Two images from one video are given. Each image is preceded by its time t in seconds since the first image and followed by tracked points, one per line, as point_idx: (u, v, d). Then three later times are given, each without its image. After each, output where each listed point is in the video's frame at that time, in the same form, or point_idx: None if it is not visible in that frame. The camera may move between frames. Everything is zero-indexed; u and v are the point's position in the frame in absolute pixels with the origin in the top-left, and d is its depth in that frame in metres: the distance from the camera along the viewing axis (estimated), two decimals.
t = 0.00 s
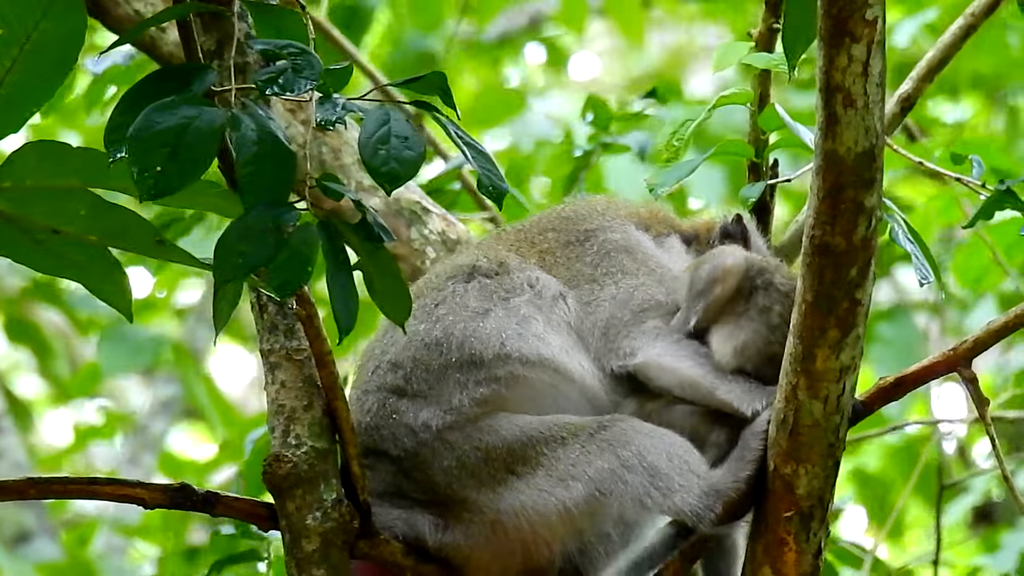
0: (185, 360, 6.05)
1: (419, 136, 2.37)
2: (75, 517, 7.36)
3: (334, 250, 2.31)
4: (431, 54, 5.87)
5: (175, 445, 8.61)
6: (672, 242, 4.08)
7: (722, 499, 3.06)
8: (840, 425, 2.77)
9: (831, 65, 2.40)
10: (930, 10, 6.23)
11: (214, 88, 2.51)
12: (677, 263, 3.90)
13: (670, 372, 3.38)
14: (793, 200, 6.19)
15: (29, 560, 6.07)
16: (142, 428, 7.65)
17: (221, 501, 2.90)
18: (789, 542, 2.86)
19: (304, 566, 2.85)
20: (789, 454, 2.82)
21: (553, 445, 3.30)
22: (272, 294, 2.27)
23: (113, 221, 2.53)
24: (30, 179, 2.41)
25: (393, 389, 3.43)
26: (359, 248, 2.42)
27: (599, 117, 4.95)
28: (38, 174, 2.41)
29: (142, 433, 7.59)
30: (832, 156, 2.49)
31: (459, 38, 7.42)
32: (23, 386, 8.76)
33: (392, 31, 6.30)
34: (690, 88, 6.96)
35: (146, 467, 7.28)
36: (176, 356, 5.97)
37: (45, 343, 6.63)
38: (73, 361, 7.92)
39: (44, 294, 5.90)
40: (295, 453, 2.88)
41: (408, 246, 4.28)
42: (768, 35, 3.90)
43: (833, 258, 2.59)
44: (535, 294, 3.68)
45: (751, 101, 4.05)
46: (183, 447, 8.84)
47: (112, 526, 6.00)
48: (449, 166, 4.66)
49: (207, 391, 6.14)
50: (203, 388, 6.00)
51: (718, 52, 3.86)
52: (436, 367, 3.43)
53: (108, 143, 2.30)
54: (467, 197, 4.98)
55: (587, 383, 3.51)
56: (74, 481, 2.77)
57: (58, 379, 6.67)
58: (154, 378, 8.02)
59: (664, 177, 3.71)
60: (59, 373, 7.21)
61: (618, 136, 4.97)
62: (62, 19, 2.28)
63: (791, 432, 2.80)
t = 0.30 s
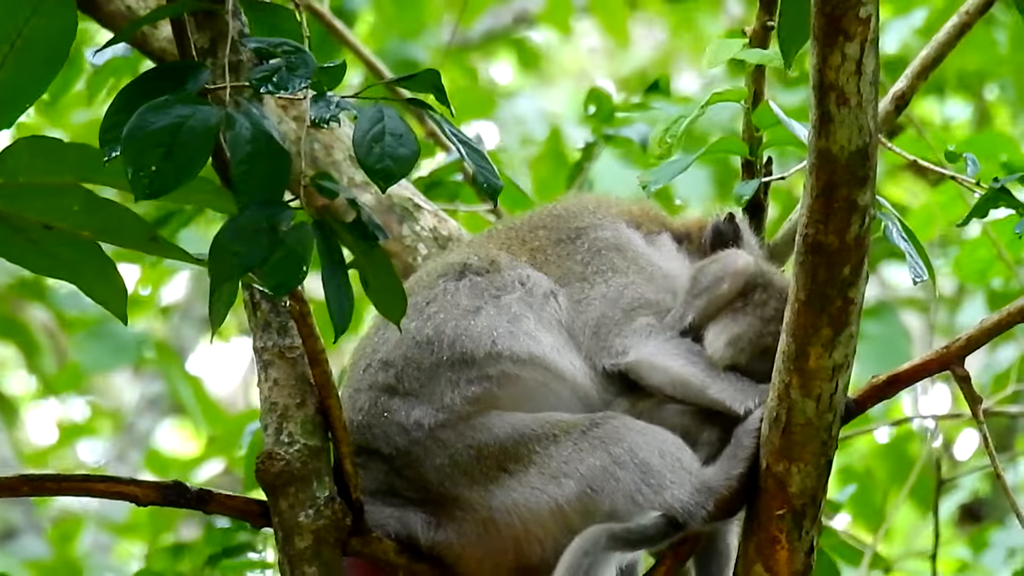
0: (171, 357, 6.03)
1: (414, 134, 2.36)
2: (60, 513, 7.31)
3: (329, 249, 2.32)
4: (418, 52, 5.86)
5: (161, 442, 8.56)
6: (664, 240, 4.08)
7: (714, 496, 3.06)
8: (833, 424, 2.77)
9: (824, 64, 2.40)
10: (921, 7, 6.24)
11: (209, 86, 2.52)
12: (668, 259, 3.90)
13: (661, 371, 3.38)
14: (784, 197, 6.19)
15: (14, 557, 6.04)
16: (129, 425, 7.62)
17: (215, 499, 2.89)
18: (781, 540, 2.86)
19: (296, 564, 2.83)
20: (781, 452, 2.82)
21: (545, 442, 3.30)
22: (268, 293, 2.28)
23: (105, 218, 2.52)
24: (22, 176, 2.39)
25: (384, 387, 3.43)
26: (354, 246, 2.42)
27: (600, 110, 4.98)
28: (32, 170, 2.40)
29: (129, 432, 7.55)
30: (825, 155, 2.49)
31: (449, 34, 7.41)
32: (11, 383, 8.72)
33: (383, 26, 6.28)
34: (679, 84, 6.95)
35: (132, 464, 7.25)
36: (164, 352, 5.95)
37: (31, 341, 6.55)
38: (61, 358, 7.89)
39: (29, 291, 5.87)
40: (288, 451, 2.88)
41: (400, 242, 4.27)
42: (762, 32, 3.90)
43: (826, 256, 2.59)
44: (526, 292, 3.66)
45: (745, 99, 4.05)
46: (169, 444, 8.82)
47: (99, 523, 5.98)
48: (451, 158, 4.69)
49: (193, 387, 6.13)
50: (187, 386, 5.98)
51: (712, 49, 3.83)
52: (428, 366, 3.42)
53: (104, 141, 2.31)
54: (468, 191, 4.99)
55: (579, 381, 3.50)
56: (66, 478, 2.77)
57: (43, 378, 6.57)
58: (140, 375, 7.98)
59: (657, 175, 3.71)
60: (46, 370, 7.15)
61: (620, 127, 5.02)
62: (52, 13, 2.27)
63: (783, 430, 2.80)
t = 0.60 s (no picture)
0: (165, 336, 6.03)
1: (413, 109, 2.35)
2: (56, 489, 7.31)
3: (328, 224, 2.32)
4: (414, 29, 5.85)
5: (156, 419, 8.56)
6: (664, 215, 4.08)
7: (714, 473, 3.02)
8: (833, 400, 2.77)
9: (825, 40, 2.40)
10: None
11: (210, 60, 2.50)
12: (668, 237, 3.90)
13: (662, 347, 3.38)
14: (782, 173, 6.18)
15: (8, 533, 6.04)
16: (123, 402, 7.62)
17: (216, 475, 2.89)
18: (781, 517, 2.86)
19: (297, 538, 2.88)
20: (782, 429, 2.81)
21: (545, 419, 3.30)
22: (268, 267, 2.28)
23: (106, 192, 2.51)
24: (20, 152, 2.41)
25: (384, 363, 3.44)
26: (353, 221, 2.42)
27: (598, 89, 4.96)
28: (32, 146, 2.41)
29: (123, 408, 7.55)
30: (825, 132, 2.48)
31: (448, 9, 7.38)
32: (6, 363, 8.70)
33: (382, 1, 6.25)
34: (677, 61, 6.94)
35: (126, 441, 7.24)
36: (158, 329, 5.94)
37: (18, 318, 6.47)
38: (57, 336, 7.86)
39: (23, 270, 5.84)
40: (288, 426, 2.88)
41: (399, 217, 4.26)
42: (762, 8, 3.89)
43: (826, 234, 2.58)
44: (526, 268, 3.66)
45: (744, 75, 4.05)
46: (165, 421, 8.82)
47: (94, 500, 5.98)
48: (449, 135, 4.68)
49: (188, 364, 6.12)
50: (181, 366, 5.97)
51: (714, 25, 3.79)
52: (427, 341, 3.42)
53: (103, 117, 2.33)
54: (464, 171, 5.01)
55: (578, 358, 3.48)
56: (66, 452, 2.76)
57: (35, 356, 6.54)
58: (134, 351, 7.98)
59: (656, 151, 3.70)
60: (34, 349, 7.11)
61: (616, 107, 5.03)
62: None
63: (783, 408, 2.79)
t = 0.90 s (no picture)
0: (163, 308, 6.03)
1: (418, 77, 2.34)
2: (55, 459, 7.32)
3: (333, 191, 2.31)
4: None
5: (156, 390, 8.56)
6: (668, 182, 4.08)
7: (717, 442, 3.02)
8: (836, 369, 2.76)
9: (829, 9, 2.40)
10: None
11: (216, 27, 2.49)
12: (672, 206, 3.90)
13: (666, 315, 3.38)
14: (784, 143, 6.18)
15: (8, 503, 6.04)
16: (122, 372, 7.61)
17: (218, 443, 2.88)
18: (784, 486, 2.86)
19: (299, 507, 2.88)
20: (784, 399, 2.80)
21: (548, 387, 3.29)
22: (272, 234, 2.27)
23: (110, 157, 2.49)
24: (24, 118, 2.39)
25: (387, 331, 3.44)
26: (358, 189, 2.41)
27: (593, 64, 4.93)
28: (35, 111, 2.39)
29: (122, 378, 7.54)
30: (829, 102, 2.47)
31: None
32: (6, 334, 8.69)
33: None
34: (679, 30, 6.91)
35: (125, 411, 7.23)
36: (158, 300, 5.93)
37: (14, 288, 6.44)
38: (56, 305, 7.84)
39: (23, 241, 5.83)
40: (291, 394, 2.87)
41: (402, 185, 4.25)
42: None
43: (829, 203, 2.58)
44: (529, 236, 3.65)
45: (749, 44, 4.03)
46: (165, 391, 8.82)
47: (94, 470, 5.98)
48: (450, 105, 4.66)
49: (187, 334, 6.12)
50: (181, 337, 5.97)
51: None
52: (430, 309, 3.42)
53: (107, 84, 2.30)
54: (458, 144, 5.03)
55: (582, 326, 3.48)
56: (69, 421, 2.76)
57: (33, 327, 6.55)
58: (134, 322, 7.97)
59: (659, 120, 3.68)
60: (32, 319, 7.09)
61: (612, 81, 5.02)
62: None
63: (786, 377, 2.78)
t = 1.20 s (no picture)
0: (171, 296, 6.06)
1: (428, 63, 2.33)
2: (63, 448, 7.34)
3: (341, 175, 2.31)
4: None
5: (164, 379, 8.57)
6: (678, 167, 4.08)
7: (726, 429, 3.02)
8: (845, 356, 2.74)
9: None
10: None
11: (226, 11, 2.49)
12: (682, 193, 3.90)
13: (675, 301, 3.38)
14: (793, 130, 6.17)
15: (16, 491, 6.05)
16: (131, 361, 7.61)
17: (227, 429, 2.89)
18: (793, 473, 2.84)
19: (308, 493, 2.88)
20: (794, 385, 2.80)
21: (557, 373, 3.29)
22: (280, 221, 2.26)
23: (121, 143, 2.50)
24: (37, 102, 2.40)
25: (396, 316, 3.43)
26: (366, 174, 2.41)
27: (591, 55, 4.93)
28: (46, 95, 2.40)
29: (130, 368, 7.55)
30: (839, 88, 2.47)
31: None
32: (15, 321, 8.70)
33: None
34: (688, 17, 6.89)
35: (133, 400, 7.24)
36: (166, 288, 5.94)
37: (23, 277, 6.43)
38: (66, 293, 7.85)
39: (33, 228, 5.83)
40: (301, 380, 2.88)
41: (412, 170, 4.25)
42: None
43: (839, 188, 2.57)
44: (538, 222, 3.64)
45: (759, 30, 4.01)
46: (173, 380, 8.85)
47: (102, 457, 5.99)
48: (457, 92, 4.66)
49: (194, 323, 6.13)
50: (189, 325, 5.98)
51: None
52: (439, 294, 3.41)
53: (116, 70, 2.30)
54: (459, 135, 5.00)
55: (591, 312, 3.49)
56: (77, 407, 2.77)
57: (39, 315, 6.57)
58: (143, 311, 7.98)
59: (669, 107, 3.67)
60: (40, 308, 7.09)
61: (611, 72, 5.03)
62: None
63: (796, 363, 2.78)
